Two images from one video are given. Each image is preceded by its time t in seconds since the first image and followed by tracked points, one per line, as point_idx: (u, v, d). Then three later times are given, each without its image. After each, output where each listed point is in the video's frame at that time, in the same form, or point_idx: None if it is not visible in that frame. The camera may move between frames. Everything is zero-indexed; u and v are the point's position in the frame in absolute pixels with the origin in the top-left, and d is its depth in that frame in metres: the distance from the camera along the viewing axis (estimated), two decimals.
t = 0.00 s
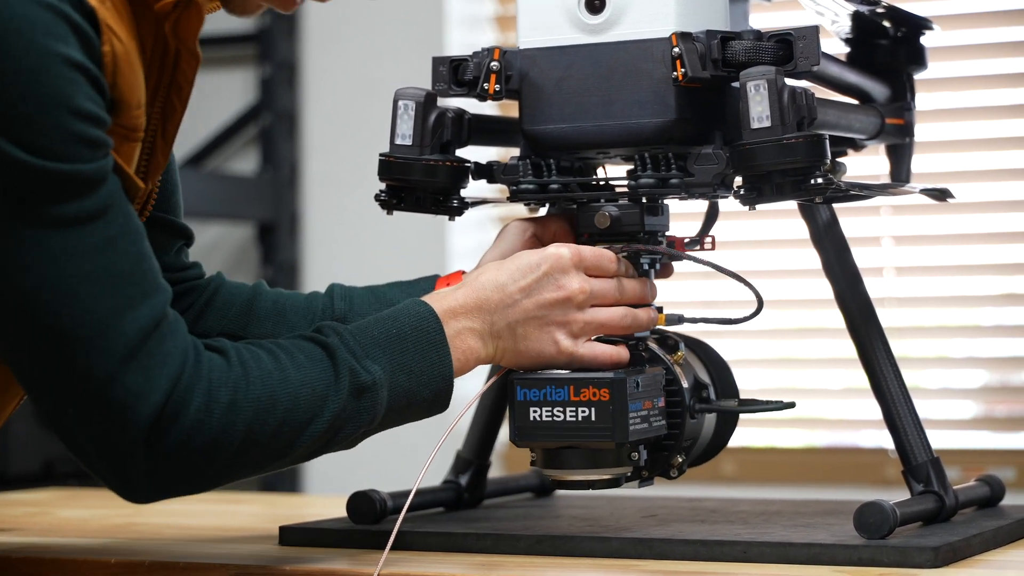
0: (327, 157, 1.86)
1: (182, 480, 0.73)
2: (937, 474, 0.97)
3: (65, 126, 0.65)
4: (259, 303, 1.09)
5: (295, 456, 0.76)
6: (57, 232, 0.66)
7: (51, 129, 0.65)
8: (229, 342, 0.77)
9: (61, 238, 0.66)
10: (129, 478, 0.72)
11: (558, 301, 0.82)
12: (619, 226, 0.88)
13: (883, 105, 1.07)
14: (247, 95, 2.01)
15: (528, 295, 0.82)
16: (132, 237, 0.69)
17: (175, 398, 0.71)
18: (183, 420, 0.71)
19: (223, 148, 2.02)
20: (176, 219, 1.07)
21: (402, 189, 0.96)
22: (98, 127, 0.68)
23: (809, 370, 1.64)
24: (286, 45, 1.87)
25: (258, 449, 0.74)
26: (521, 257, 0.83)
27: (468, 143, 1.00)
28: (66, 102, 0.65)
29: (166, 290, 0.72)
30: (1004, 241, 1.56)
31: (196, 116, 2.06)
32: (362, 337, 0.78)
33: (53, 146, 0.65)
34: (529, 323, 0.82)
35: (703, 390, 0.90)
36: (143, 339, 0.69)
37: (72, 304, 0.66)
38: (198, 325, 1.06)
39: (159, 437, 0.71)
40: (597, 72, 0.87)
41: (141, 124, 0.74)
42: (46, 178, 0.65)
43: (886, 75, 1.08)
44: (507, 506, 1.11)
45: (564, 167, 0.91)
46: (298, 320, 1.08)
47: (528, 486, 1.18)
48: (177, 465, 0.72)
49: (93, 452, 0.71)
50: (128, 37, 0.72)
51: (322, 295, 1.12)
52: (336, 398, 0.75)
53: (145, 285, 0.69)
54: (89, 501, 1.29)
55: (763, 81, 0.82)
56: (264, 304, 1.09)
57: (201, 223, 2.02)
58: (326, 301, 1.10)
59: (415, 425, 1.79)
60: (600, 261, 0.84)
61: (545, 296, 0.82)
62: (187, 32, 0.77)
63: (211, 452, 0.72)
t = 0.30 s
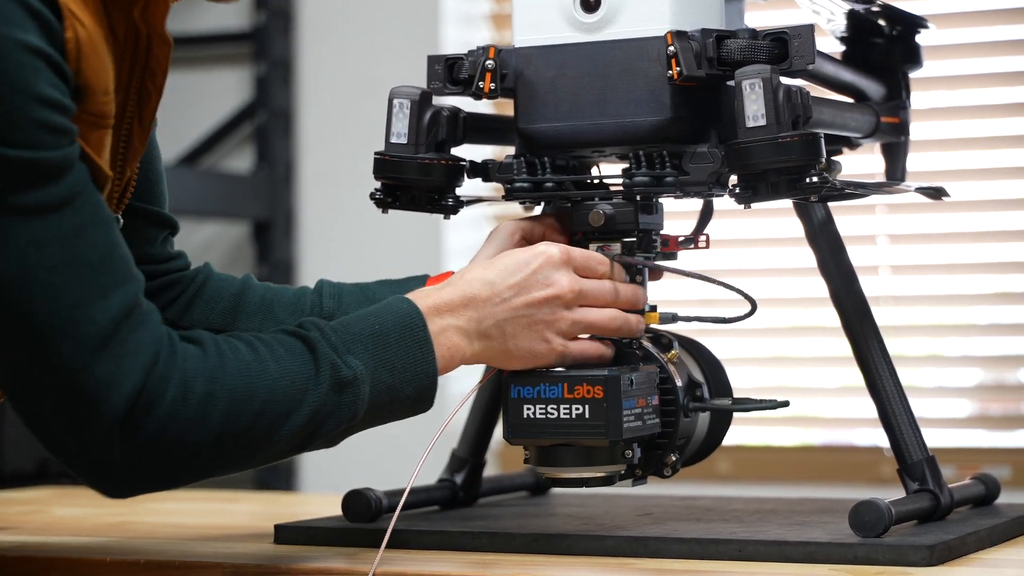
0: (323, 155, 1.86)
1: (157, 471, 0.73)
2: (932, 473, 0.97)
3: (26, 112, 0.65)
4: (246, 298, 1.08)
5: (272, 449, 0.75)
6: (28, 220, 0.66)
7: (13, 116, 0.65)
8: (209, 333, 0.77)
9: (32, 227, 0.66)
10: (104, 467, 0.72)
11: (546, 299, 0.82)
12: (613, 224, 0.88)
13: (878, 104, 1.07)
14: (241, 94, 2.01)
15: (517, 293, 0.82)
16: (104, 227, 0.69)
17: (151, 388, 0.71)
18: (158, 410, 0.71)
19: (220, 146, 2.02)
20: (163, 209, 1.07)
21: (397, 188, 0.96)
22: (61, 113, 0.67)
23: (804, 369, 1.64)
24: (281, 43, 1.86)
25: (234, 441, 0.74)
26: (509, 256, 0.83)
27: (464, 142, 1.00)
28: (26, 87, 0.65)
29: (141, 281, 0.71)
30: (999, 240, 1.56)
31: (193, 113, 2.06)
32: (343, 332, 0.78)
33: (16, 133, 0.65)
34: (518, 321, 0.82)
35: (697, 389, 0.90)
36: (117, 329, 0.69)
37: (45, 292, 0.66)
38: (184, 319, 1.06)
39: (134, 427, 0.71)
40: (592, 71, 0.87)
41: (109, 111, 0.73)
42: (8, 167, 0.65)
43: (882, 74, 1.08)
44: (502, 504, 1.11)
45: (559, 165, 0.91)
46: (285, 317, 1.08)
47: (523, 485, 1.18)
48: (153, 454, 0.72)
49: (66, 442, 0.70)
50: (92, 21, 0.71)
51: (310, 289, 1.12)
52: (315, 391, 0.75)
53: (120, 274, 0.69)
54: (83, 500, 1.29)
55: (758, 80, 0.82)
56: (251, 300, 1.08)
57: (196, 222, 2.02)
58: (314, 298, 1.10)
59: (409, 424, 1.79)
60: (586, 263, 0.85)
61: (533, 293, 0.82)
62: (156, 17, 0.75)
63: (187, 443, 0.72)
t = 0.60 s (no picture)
0: (322, 153, 1.86)
1: (183, 526, 0.58)
2: (931, 471, 0.97)
3: (28, 130, 0.53)
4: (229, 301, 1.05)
5: (346, 509, 0.59)
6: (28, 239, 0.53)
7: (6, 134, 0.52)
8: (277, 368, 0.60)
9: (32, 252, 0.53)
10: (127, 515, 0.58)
11: (695, 397, 0.62)
12: (613, 222, 0.88)
13: (877, 102, 1.07)
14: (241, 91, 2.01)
15: (664, 390, 0.62)
16: (128, 253, 0.55)
17: (180, 433, 0.55)
18: (186, 461, 0.55)
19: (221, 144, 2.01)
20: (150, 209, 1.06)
21: (396, 185, 0.96)
22: (82, 132, 0.55)
23: (803, 366, 1.65)
24: (281, 41, 1.86)
25: (283, 503, 0.58)
26: (655, 331, 0.62)
27: (463, 140, 1.00)
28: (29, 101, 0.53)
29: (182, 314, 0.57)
30: (998, 237, 1.57)
31: (194, 112, 2.05)
32: (439, 392, 0.60)
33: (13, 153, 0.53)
34: (664, 418, 0.63)
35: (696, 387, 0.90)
36: (141, 362, 0.54)
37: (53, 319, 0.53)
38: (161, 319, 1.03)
39: (168, 470, 0.55)
40: (591, 69, 0.87)
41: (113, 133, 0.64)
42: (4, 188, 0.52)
43: (881, 72, 1.08)
44: (501, 502, 1.11)
45: (558, 163, 0.91)
46: (265, 324, 1.04)
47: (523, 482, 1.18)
48: (175, 508, 0.57)
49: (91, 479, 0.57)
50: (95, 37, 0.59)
51: (297, 294, 1.07)
52: (388, 454, 0.58)
53: (149, 300, 0.55)
54: (83, 498, 1.29)
55: (757, 78, 0.81)
56: (233, 302, 1.04)
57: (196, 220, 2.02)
58: (297, 306, 1.05)
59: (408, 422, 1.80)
60: (748, 344, 0.63)
61: (682, 395, 0.62)
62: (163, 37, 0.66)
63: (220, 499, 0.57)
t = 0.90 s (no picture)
0: (321, 150, 1.86)
1: (397, 484, 0.59)
2: (930, 468, 0.97)
3: (138, 152, 0.52)
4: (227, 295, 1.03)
5: (554, 457, 0.60)
6: (170, 243, 0.53)
7: (115, 162, 0.52)
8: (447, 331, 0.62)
9: (177, 253, 0.53)
10: (345, 482, 0.59)
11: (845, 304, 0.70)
12: (612, 219, 0.88)
13: (877, 99, 1.06)
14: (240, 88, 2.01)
15: (830, 308, 0.68)
16: (264, 239, 0.57)
17: (366, 391, 0.56)
18: (382, 418, 0.57)
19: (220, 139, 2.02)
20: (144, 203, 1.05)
21: (394, 182, 0.96)
22: (183, 142, 0.55)
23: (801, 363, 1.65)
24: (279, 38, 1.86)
25: (495, 451, 0.59)
26: (797, 261, 0.68)
27: (461, 137, 1.00)
28: (131, 125, 0.53)
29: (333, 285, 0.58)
30: (997, 235, 1.56)
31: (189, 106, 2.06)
32: (622, 344, 0.62)
33: (126, 177, 0.52)
34: (829, 335, 0.68)
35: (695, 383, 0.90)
36: (308, 327, 0.55)
37: (221, 303, 0.54)
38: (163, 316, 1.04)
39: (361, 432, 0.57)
40: (591, 65, 0.87)
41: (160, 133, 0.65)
42: (128, 207, 0.52)
43: (880, 69, 1.08)
44: (500, 499, 1.11)
45: (557, 160, 0.92)
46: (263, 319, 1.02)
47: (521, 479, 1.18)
48: (387, 467, 0.58)
49: (297, 456, 0.58)
50: (155, 78, 0.64)
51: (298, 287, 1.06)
52: (589, 392, 0.59)
53: (300, 271, 0.57)
54: (81, 495, 1.29)
55: (756, 75, 0.81)
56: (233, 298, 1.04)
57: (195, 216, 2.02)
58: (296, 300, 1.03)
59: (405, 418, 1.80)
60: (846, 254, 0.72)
61: (838, 308, 0.69)
62: (195, 81, 0.71)
63: (425, 453, 0.58)
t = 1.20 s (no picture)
0: (320, 147, 1.86)
1: (429, 477, 0.62)
2: (928, 465, 0.97)
3: (180, 158, 0.55)
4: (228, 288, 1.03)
5: (579, 441, 0.64)
6: (212, 247, 0.56)
7: (157, 169, 0.55)
8: (469, 324, 0.66)
9: (217, 257, 0.56)
10: (379, 476, 0.62)
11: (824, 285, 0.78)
12: (611, 215, 0.88)
13: (875, 95, 1.06)
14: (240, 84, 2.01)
15: (817, 286, 0.76)
16: (297, 240, 0.60)
17: (401, 386, 0.60)
18: (418, 412, 0.60)
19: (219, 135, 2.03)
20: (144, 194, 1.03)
21: (393, 178, 0.96)
22: (221, 145, 0.58)
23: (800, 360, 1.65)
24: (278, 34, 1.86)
25: (525, 441, 0.62)
26: (783, 247, 0.76)
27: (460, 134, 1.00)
28: (173, 130, 0.55)
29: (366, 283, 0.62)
30: (996, 232, 1.57)
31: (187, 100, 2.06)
32: (638, 329, 0.66)
33: (168, 185, 0.55)
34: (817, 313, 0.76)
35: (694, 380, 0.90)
36: (345, 326, 0.59)
37: (262, 307, 0.57)
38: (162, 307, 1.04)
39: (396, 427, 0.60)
40: (589, 62, 0.87)
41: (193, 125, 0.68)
42: (171, 214, 0.55)
43: (878, 66, 1.08)
44: (499, 496, 1.11)
45: (555, 157, 0.92)
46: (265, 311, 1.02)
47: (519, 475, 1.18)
48: (421, 460, 0.62)
49: (332, 451, 0.61)
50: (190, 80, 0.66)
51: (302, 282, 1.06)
52: (613, 379, 0.63)
53: (331, 271, 0.60)
54: (79, 491, 1.29)
55: (755, 71, 0.81)
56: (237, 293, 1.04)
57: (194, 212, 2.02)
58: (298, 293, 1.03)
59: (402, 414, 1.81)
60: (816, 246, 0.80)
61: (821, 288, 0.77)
62: (227, 83, 0.72)
63: (459, 445, 0.61)
